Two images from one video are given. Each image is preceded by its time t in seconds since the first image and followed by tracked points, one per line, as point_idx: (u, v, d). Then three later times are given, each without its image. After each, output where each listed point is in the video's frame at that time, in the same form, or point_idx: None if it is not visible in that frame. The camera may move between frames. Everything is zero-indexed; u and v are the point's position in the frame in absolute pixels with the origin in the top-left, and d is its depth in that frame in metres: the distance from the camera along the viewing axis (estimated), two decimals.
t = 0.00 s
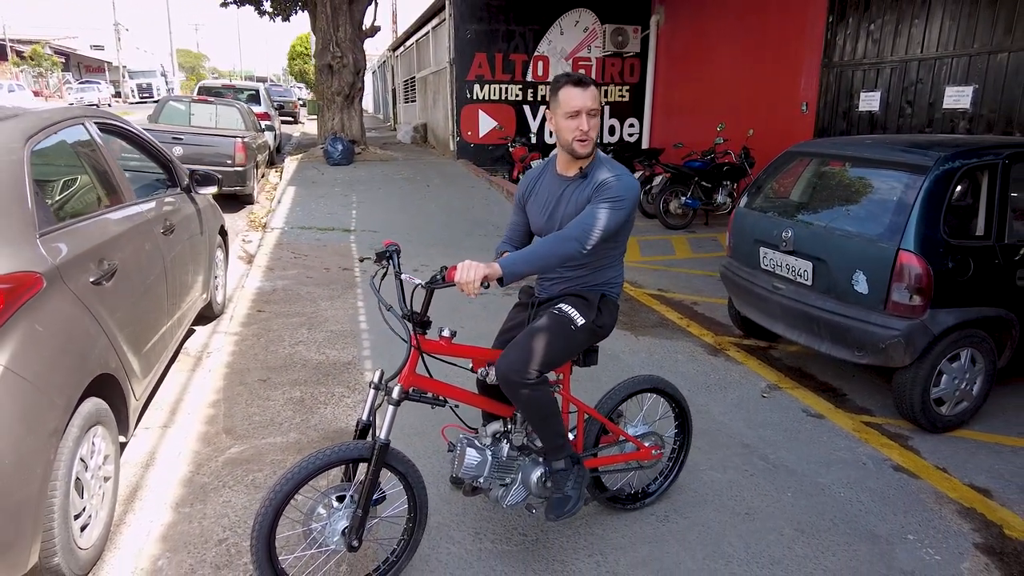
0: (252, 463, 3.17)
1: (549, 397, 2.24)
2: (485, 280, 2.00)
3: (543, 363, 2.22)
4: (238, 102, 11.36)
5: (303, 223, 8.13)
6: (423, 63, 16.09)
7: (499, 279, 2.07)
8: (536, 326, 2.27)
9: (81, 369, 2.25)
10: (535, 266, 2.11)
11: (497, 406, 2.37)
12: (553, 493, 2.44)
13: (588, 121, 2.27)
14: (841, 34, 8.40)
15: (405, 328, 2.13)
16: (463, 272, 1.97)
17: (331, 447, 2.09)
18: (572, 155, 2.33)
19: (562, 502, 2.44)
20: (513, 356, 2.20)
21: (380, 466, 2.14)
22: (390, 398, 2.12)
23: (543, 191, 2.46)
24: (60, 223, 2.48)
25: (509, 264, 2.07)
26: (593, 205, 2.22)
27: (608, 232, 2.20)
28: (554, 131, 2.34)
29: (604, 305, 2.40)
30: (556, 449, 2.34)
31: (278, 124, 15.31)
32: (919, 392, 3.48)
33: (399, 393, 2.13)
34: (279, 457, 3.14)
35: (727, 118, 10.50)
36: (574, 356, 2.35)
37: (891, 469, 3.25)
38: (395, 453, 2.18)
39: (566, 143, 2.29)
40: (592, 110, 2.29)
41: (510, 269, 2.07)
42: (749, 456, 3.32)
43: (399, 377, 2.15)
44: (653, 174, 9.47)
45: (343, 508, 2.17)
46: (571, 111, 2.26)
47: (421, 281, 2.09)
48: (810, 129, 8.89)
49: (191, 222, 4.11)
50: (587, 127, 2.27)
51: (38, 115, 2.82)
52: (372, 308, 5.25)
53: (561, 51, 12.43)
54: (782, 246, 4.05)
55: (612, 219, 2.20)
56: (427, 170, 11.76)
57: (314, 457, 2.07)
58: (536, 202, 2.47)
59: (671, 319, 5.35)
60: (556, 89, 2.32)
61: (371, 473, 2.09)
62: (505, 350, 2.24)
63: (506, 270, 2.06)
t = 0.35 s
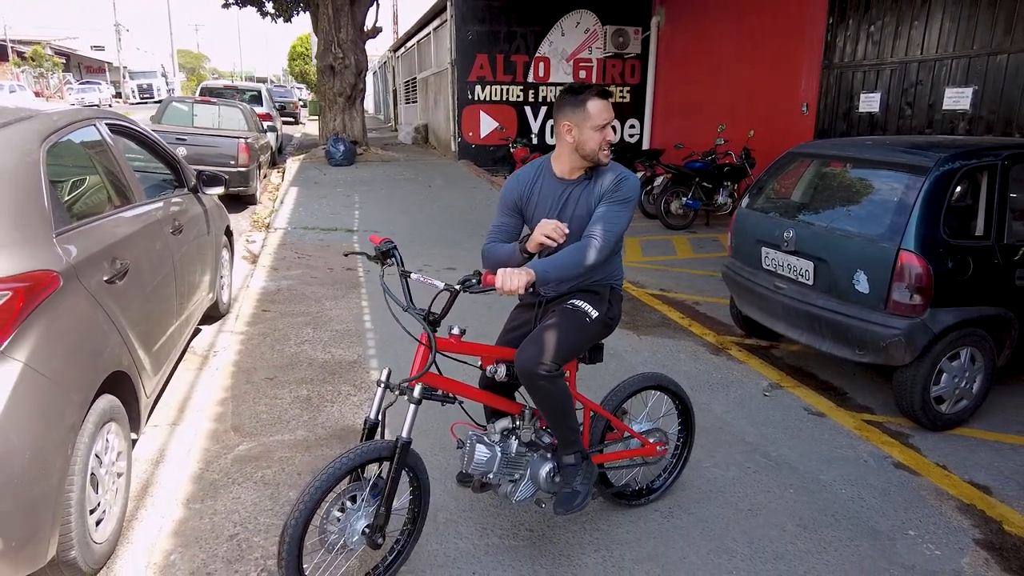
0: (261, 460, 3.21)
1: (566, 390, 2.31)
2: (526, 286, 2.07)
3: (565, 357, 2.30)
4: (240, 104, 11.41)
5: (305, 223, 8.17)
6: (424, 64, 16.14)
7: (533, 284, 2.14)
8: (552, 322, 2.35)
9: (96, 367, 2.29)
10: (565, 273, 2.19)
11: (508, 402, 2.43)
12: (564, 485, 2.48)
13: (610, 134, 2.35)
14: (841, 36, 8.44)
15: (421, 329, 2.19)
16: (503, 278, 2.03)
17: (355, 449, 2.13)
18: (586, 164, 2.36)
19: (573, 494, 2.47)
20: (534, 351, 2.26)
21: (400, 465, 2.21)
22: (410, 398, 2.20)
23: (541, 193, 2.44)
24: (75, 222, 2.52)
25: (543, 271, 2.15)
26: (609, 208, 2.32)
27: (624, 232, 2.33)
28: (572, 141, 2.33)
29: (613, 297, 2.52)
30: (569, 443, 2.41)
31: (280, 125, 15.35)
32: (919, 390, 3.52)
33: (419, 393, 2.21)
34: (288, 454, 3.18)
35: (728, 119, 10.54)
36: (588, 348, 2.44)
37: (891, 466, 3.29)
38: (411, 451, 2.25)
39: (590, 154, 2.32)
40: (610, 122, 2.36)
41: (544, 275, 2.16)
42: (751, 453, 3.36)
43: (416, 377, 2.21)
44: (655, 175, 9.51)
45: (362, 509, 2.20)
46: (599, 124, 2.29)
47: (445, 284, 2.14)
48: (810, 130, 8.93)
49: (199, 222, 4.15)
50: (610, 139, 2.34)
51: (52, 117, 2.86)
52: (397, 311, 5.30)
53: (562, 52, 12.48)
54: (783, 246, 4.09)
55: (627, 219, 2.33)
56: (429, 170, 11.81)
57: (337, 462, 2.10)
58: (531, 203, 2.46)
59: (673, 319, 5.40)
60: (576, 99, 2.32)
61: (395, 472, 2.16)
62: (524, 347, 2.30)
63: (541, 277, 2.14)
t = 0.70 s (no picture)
0: (271, 456, 3.25)
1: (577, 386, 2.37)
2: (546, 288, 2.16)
3: (578, 352, 2.35)
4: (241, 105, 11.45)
5: (308, 224, 8.21)
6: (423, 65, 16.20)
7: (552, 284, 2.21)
8: (563, 319, 2.40)
9: (114, 361, 2.33)
10: (583, 270, 2.26)
11: (519, 398, 2.49)
12: (575, 480, 2.52)
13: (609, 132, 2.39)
14: (840, 38, 8.51)
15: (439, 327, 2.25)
16: (528, 279, 2.13)
17: (376, 446, 2.18)
18: (588, 163, 2.41)
19: (585, 489, 2.50)
20: (548, 346, 2.32)
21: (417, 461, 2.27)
22: (430, 395, 2.27)
23: (545, 194, 2.48)
24: (92, 220, 2.56)
25: (563, 270, 2.23)
26: (618, 204, 2.38)
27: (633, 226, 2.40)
28: (573, 142, 2.37)
29: (621, 292, 2.59)
30: (580, 439, 2.44)
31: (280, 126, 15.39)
32: (919, 387, 3.58)
33: (437, 390, 2.28)
34: (298, 450, 3.22)
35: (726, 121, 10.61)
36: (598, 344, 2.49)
37: (892, 462, 3.35)
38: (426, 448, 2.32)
39: (591, 154, 2.37)
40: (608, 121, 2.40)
41: (563, 275, 2.23)
42: (755, 449, 3.41)
43: (434, 375, 2.28)
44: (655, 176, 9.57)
45: (379, 505, 2.26)
46: (599, 124, 2.34)
47: (468, 284, 2.26)
48: (808, 132, 9.01)
49: (207, 221, 4.19)
50: (609, 138, 2.39)
51: (69, 117, 2.90)
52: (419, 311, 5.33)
53: (561, 53, 12.55)
54: (785, 246, 4.15)
55: (634, 213, 2.40)
56: (429, 171, 11.86)
57: (357, 461, 2.15)
58: (537, 206, 2.49)
59: (675, 318, 5.45)
60: (574, 101, 2.36)
61: (415, 468, 2.23)
62: (536, 343, 2.35)
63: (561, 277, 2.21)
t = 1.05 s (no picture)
0: (280, 451, 3.31)
1: (581, 380, 2.43)
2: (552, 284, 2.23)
3: (581, 347, 2.42)
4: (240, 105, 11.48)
5: (308, 224, 8.26)
6: (420, 66, 16.25)
7: (559, 280, 2.29)
8: (568, 314, 2.48)
9: (131, 357, 2.39)
10: (589, 267, 2.34)
11: (525, 392, 2.56)
12: (580, 473, 2.59)
13: (615, 134, 2.46)
14: (835, 40, 8.61)
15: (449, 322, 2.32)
16: (535, 276, 2.20)
17: (388, 438, 2.24)
18: (594, 164, 2.48)
19: (590, 481, 2.57)
20: (552, 340, 2.39)
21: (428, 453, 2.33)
22: (440, 389, 2.34)
23: (554, 194, 2.55)
24: (109, 219, 2.62)
25: (569, 268, 2.30)
26: (623, 204, 2.45)
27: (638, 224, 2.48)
28: (580, 143, 2.43)
29: (625, 290, 2.65)
30: (584, 432, 2.51)
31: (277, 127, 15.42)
32: (914, 383, 3.66)
33: (447, 384, 2.34)
34: (307, 445, 3.28)
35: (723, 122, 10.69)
36: (602, 340, 2.56)
37: (888, 455, 3.43)
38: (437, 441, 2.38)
39: (598, 155, 2.43)
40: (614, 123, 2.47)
41: (569, 272, 2.30)
42: (754, 443, 3.49)
43: (444, 369, 2.34)
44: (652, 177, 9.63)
45: (391, 496, 2.30)
46: (605, 126, 2.40)
47: (477, 282, 2.32)
48: (803, 133, 9.10)
49: (213, 221, 4.25)
50: (615, 139, 2.45)
51: (84, 118, 2.95)
52: (427, 309, 5.34)
53: (559, 55, 12.63)
54: (783, 245, 4.23)
55: (639, 212, 2.47)
56: (427, 172, 11.91)
57: (370, 453, 2.20)
58: (544, 206, 2.56)
59: (673, 316, 5.53)
60: (582, 103, 2.42)
61: (426, 459, 2.28)
62: (541, 338, 2.43)
63: (567, 274, 2.29)
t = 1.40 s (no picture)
0: (278, 451, 3.34)
1: (574, 376, 2.49)
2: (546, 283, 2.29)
3: (573, 344, 2.48)
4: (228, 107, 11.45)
5: (299, 225, 8.27)
6: (409, 67, 16.27)
7: (553, 279, 2.35)
8: (561, 312, 2.53)
9: (133, 357, 2.42)
10: (583, 266, 2.40)
11: (520, 389, 2.61)
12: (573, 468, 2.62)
13: (609, 137, 2.52)
14: (819, 42, 8.75)
15: (445, 320, 2.36)
16: (529, 274, 2.26)
17: (385, 435, 2.28)
18: (588, 166, 2.54)
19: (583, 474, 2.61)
20: (545, 337, 2.45)
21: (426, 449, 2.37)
22: (438, 385, 2.38)
23: (549, 194, 2.60)
24: (108, 222, 2.65)
25: (562, 267, 2.36)
26: (617, 205, 2.52)
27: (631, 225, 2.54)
28: (575, 146, 2.49)
29: (617, 289, 2.71)
30: (577, 427, 2.56)
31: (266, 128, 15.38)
32: (898, 377, 3.75)
33: (444, 380, 2.39)
34: (304, 444, 3.32)
35: (711, 123, 10.79)
36: (594, 338, 2.62)
37: (874, 449, 3.51)
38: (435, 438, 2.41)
39: (592, 157, 2.50)
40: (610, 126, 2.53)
41: (563, 271, 2.36)
42: (743, 438, 3.56)
43: (441, 367, 2.38)
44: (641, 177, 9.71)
45: (389, 492, 2.34)
46: (601, 129, 2.46)
47: (473, 279, 2.36)
48: (789, 134, 9.23)
49: (208, 223, 4.28)
50: (609, 143, 2.52)
51: (82, 121, 2.98)
52: (420, 310, 5.38)
53: (547, 56, 12.71)
54: (770, 244, 4.31)
55: (632, 213, 2.53)
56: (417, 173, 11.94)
57: (367, 450, 2.24)
58: (539, 207, 2.61)
59: (663, 315, 5.60)
60: (577, 107, 2.48)
61: (423, 454, 2.32)
62: (534, 336, 2.48)
63: (561, 273, 2.35)
